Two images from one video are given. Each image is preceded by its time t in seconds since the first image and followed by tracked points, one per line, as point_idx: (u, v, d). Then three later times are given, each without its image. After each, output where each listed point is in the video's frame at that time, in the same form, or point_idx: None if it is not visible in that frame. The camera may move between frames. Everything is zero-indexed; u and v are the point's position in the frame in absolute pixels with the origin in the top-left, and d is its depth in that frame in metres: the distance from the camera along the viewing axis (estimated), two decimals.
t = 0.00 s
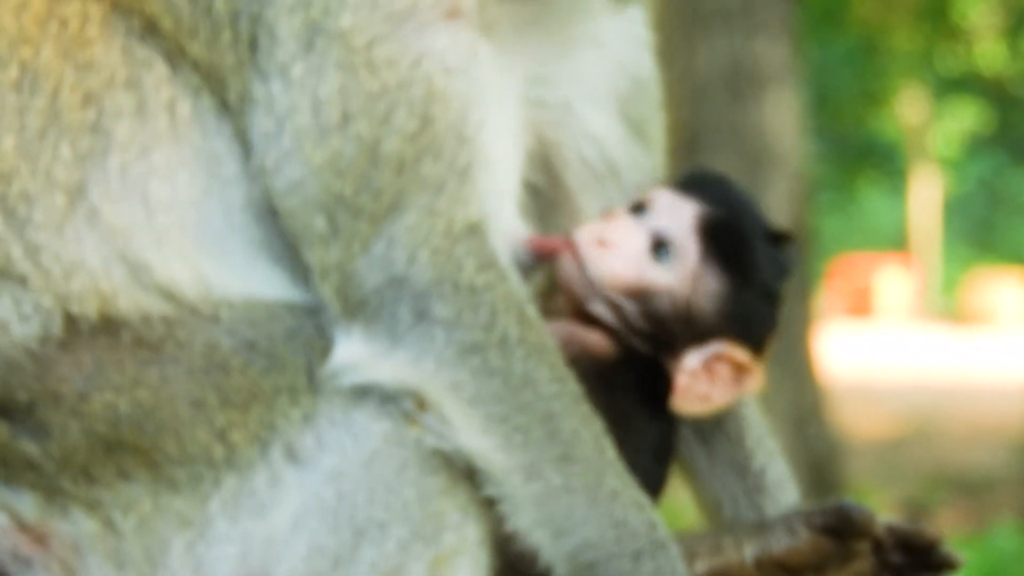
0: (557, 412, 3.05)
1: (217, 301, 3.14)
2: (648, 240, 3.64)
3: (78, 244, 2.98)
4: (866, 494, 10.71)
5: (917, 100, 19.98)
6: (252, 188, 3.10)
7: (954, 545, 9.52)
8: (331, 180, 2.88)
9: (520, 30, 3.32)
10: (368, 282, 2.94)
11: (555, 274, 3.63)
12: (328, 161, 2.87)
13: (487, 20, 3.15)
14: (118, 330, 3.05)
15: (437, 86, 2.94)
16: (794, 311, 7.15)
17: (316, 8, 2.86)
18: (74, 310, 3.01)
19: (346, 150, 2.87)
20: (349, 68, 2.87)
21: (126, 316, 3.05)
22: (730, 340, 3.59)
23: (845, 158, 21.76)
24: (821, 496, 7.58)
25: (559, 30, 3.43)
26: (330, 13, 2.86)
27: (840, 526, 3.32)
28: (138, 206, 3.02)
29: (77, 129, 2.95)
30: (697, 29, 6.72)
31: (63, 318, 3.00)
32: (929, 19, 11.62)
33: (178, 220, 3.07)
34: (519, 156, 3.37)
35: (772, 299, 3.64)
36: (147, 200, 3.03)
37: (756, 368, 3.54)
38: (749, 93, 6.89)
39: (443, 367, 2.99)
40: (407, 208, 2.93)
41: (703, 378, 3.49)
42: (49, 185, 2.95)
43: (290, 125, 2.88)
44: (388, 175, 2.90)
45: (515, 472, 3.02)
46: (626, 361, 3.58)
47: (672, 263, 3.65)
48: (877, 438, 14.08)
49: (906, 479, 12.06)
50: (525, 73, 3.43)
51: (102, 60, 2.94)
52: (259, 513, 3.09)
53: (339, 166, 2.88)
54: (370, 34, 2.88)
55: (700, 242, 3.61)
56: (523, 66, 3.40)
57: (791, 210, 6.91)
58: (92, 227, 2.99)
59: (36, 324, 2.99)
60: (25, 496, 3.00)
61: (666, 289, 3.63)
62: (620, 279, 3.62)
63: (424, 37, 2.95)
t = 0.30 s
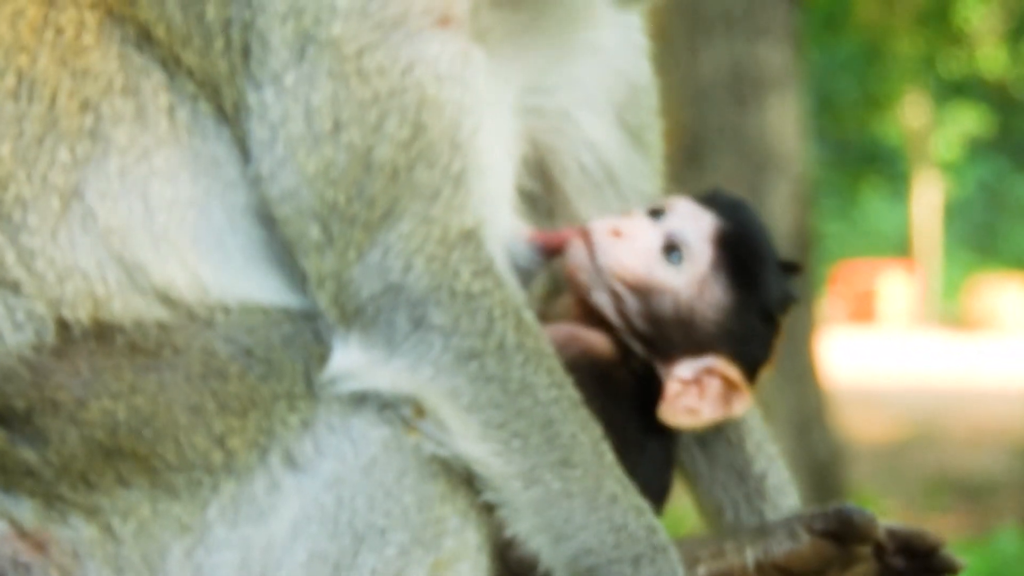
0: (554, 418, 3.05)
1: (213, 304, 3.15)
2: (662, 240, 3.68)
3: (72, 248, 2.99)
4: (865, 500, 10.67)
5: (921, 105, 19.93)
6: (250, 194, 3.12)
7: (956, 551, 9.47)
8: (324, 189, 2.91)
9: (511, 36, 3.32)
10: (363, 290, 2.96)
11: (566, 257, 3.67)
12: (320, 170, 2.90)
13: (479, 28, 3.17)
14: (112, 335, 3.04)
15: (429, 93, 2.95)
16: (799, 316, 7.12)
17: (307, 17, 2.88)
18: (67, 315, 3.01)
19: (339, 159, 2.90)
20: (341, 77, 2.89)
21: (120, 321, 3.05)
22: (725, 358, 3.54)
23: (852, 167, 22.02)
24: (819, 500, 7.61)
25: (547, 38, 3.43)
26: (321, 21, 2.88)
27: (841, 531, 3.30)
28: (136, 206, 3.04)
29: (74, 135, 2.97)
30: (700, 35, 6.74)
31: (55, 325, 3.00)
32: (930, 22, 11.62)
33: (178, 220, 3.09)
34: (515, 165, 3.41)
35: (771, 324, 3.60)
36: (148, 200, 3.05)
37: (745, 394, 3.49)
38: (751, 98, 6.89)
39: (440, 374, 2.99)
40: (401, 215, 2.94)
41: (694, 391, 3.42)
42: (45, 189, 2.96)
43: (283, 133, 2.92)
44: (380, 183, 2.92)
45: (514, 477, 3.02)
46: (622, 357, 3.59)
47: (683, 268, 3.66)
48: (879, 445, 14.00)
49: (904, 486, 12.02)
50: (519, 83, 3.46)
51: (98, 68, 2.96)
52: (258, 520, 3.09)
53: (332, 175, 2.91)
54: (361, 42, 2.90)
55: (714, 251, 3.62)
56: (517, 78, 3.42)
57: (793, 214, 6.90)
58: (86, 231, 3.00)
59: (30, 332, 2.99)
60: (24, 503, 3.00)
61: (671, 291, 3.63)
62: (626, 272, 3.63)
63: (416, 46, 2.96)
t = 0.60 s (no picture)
0: (552, 421, 3.05)
1: (208, 309, 3.14)
2: (664, 245, 3.68)
3: (67, 253, 2.97)
4: (864, 503, 10.66)
5: (920, 107, 19.94)
6: (246, 196, 3.11)
7: (954, 554, 9.46)
8: (318, 193, 2.91)
9: (507, 41, 3.33)
10: (359, 293, 2.96)
11: (569, 260, 3.66)
12: (315, 174, 2.91)
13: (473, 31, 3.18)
14: (108, 339, 3.04)
15: (424, 95, 2.96)
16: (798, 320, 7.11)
17: (302, 21, 2.90)
18: (61, 319, 2.99)
19: (333, 163, 2.90)
20: (335, 80, 2.90)
21: (114, 324, 3.04)
22: (727, 362, 3.56)
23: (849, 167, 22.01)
24: (817, 503, 7.62)
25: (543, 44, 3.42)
26: (316, 26, 2.90)
27: (839, 532, 3.30)
28: (130, 214, 3.03)
29: (68, 140, 2.96)
30: (698, 39, 6.74)
31: (50, 329, 2.99)
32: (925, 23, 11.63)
33: (172, 224, 3.08)
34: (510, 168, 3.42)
35: (771, 328, 3.64)
36: (144, 204, 3.04)
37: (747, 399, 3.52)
38: (750, 101, 6.89)
39: (436, 377, 2.99)
40: (397, 218, 2.94)
41: (695, 397, 3.45)
42: (39, 195, 2.95)
43: (278, 137, 2.92)
44: (375, 187, 2.92)
45: (510, 480, 3.03)
46: (625, 360, 3.59)
47: (684, 272, 3.67)
48: (879, 448, 13.99)
49: (904, 488, 12.01)
50: (515, 87, 3.45)
51: (92, 73, 2.96)
52: (255, 523, 3.10)
53: (327, 178, 2.91)
54: (354, 46, 2.91)
55: (716, 255, 3.65)
56: (512, 83, 3.44)
57: (790, 217, 6.95)
58: (81, 236, 2.98)
59: (25, 337, 2.98)
60: (21, 509, 3.02)
61: (674, 295, 3.65)
62: (631, 276, 3.62)
63: (411, 49, 2.97)
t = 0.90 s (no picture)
0: (550, 422, 3.05)
1: (206, 312, 3.13)
2: (669, 249, 3.72)
3: (67, 255, 2.97)
4: (862, 504, 10.64)
5: (919, 108, 19.94)
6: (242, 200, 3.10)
7: (952, 555, 9.45)
8: (315, 195, 2.91)
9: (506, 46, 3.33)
10: (357, 295, 2.96)
11: (574, 266, 3.67)
12: (312, 176, 2.90)
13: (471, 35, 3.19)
14: (109, 340, 3.04)
15: (422, 99, 2.96)
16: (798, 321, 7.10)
17: (300, 23, 2.89)
18: (61, 321, 2.99)
19: (331, 165, 2.90)
20: (333, 82, 2.90)
21: (114, 325, 3.04)
22: (733, 365, 3.59)
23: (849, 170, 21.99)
24: (815, 505, 7.62)
25: (541, 48, 3.42)
26: (314, 28, 2.89)
27: (837, 533, 3.30)
28: (128, 216, 3.02)
29: (66, 141, 2.95)
30: (699, 40, 6.74)
31: (49, 331, 2.99)
32: (923, 23, 11.61)
33: (170, 227, 3.07)
34: (509, 173, 3.43)
35: (774, 329, 3.69)
36: (139, 208, 3.02)
37: (753, 402, 3.51)
38: (749, 102, 6.89)
39: (434, 378, 2.99)
40: (395, 220, 2.94)
41: (701, 401, 3.44)
42: (39, 196, 2.94)
43: (276, 139, 2.92)
44: (373, 189, 2.92)
45: (508, 482, 3.03)
46: (632, 364, 3.63)
47: (689, 276, 3.71)
48: (878, 448, 13.99)
49: (903, 489, 12.00)
50: (511, 90, 3.45)
51: (90, 75, 2.96)
52: (254, 525, 3.10)
53: (323, 180, 2.91)
54: (351, 48, 2.92)
55: (721, 257, 3.69)
56: (511, 86, 3.43)
57: (789, 216, 6.99)
58: (81, 239, 2.98)
59: (25, 338, 2.97)
60: (20, 509, 3.01)
61: (680, 298, 3.70)
62: (636, 281, 3.66)
63: (408, 53, 2.97)
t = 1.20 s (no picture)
0: (550, 425, 3.06)
1: (209, 316, 3.12)
2: (670, 251, 3.71)
3: (73, 260, 2.97)
4: (862, 506, 10.64)
5: (919, 109, 19.94)
6: (239, 202, 3.09)
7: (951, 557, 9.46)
8: (317, 199, 2.92)
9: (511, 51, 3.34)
10: (358, 299, 2.96)
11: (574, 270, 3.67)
12: (315, 179, 2.91)
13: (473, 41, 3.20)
14: (112, 343, 3.03)
15: (425, 103, 2.98)
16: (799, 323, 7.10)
17: (303, 27, 2.90)
18: (65, 324, 2.99)
19: (333, 168, 2.91)
20: (336, 85, 2.91)
21: (118, 327, 3.03)
22: (734, 364, 3.60)
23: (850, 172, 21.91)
24: (815, 507, 7.62)
25: (542, 51, 3.41)
26: (317, 32, 2.90)
27: (836, 535, 3.30)
28: (130, 220, 3.02)
29: (67, 144, 2.96)
30: (699, 41, 6.74)
31: (51, 333, 2.99)
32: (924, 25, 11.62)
33: (169, 233, 3.07)
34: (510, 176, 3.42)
35: (774, 329, 3.70)
36: (140, 213, 3.03)
37: (758, 399, 3.52)
38: (748, 102, 6.89)
39: (434, 381, 2.99)
40: (396, 224, 2.95)
41: (704, 401, 3.45)
42: (41, 198, 2.95)
43: (278, 141, 2.93)
44: (375, 193, 2.93)
45: (509, 485, 3.03)
46: (632, 368, 3.63)
47: (690, 278, 3.70)
48: (877, 450, 13.99)
49: (903, 491, 11.99)
50: (512, 92, 3.45)
51: (91, 76, 2.96)
52: (255, 527, 3.10)
53: (325, 183, 2.92)
54: (354, 52, 2.92)
55: (721, 258, 3.70)
56: (511, 87, 3.44)
57: (788, 217, 7.02)
58: (86, 244, 2.98)
59: (27, 340, 2.97)
60: (21, 512, 3.02)
61: (681, 300, 3.69)
62: (637, 283, 3.66)
63: (413, 57, 2.98)
